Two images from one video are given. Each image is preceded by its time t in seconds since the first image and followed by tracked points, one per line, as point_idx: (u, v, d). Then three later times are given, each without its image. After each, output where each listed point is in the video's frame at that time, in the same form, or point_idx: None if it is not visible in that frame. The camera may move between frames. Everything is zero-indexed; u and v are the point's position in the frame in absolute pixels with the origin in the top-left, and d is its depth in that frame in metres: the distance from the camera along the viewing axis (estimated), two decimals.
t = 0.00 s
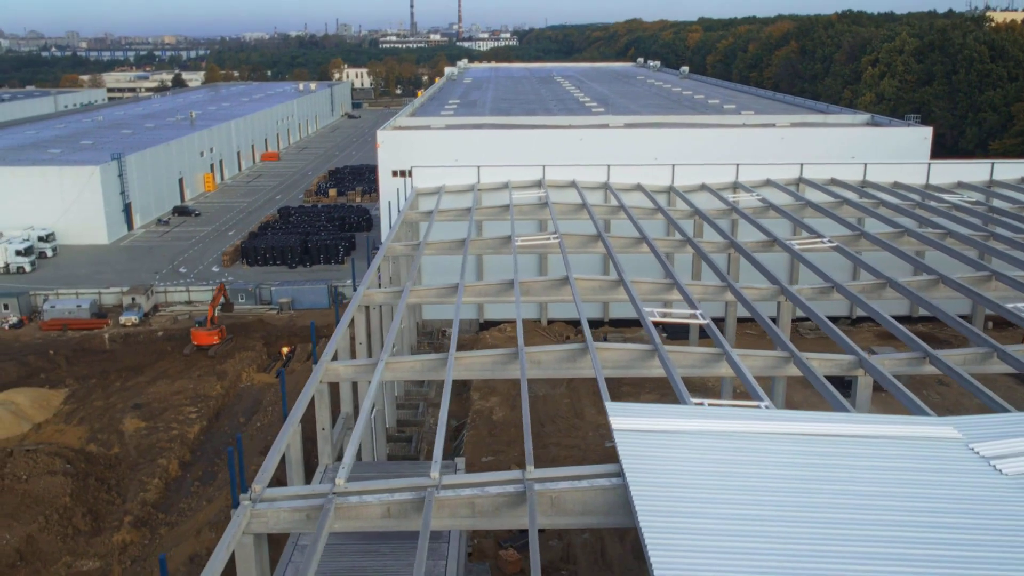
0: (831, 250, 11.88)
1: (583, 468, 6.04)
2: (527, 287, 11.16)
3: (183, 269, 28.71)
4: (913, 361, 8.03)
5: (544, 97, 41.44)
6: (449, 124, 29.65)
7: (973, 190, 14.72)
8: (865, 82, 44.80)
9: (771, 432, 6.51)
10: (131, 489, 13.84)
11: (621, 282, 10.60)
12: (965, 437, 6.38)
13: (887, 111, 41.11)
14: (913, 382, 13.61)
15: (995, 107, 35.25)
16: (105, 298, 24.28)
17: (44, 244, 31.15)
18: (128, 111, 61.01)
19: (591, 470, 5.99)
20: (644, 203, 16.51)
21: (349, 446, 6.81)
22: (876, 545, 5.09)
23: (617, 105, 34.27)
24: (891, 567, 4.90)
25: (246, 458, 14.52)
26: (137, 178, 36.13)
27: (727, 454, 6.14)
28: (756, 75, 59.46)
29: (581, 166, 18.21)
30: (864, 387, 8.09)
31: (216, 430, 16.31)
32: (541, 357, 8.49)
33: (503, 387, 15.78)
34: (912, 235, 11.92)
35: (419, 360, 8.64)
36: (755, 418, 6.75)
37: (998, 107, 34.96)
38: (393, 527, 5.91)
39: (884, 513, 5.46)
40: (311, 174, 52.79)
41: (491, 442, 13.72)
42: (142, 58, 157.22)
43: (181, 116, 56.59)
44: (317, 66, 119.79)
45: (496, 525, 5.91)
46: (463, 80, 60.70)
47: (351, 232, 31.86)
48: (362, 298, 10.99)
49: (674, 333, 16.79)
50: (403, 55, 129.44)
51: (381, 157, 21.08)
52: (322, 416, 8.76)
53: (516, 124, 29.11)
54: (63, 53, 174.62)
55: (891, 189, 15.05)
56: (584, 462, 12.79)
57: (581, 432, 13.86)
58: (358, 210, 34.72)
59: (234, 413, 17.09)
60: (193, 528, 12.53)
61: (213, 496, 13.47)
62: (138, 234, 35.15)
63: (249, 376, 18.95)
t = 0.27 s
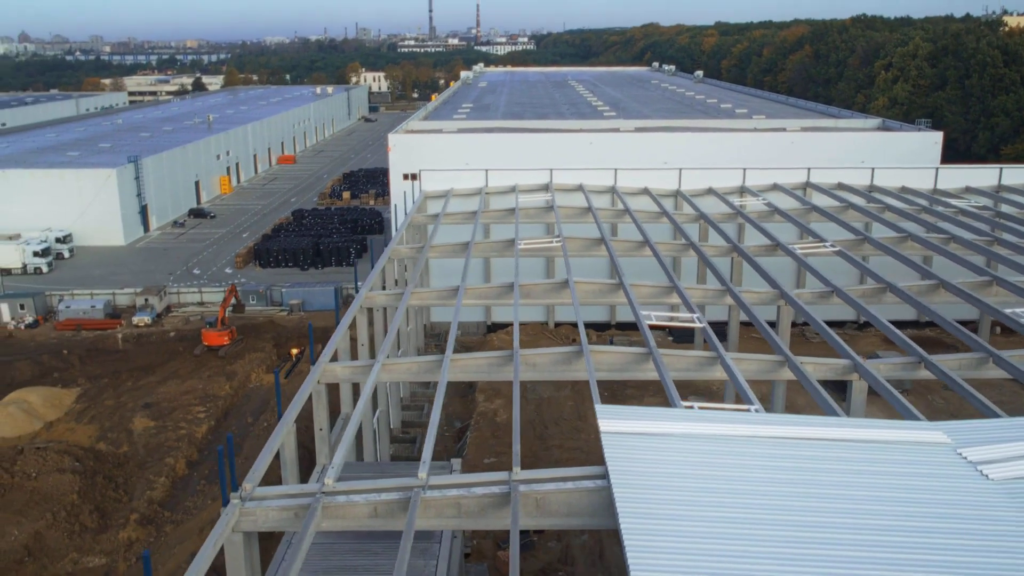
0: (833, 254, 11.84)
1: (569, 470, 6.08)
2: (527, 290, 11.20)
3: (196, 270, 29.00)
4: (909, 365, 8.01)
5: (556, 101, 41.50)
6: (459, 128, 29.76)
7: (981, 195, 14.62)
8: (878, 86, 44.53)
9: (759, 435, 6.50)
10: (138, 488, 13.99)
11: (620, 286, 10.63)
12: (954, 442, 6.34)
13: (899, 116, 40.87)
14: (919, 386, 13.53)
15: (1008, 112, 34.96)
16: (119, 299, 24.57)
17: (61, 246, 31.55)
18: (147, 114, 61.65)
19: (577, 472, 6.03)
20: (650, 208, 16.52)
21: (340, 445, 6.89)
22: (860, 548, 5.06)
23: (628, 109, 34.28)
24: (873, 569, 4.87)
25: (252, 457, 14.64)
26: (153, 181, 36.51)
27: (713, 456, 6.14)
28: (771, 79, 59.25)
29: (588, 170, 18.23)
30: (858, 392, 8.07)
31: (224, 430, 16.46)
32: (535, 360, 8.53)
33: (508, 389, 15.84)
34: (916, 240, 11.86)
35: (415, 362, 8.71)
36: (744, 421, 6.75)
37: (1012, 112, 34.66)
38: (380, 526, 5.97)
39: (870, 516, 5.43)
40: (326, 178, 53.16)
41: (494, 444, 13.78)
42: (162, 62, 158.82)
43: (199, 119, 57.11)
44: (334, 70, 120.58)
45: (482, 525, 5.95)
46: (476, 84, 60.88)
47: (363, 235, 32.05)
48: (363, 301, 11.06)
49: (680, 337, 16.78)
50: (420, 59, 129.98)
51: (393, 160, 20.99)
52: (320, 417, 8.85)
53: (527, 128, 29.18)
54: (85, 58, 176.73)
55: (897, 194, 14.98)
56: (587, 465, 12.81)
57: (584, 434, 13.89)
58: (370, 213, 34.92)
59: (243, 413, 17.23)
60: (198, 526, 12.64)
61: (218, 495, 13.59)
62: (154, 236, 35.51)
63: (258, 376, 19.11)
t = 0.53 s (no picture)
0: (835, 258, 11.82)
1: (557, 471, 6.12)
2: (526, 292, 11.23)
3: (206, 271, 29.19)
4: (904, 368, 8.00)
5: (566, 104, 41.51)
6: (468, 131, 29.82)
7: (986, 198, 14.54)
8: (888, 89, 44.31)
9: (749, 437, 6.49)
10: (143, 486, 14.10)
11: (618, 288, 10.64)
12: (945, 446, 6.31)
13: (909, 119, 40.64)
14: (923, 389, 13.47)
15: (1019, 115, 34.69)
16: (129, 299, 24.78)
17: (74, 246, 31.83)
18: (161, 117, 62.15)
19: (564, 473, 6.06)
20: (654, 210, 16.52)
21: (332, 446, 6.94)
22: (844, 551, 5.05)
23: (637, 112, 34.27)
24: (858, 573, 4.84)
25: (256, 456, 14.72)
26: (164, 183, 36.78)
27: (701, 458, 6.14)
28: (782, 82, 59.06)
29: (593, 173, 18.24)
30: (853, 395, 8.06)
31: (229, 429, 16.57)
32: (530, 361, 8.56)
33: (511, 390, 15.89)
34: (919, 243, 11.82)
35: (412, 363, 8.77)
36: (734, 423, 6.75)
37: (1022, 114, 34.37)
38: (369, 526, 6.03)
39: (859, 519, 5.39)
40: (337, 180, 53.39)
41: (495, 445, 13.82)
42: (178, 64, 160.08)
43: (212, 122, 57.47)
44: (347, 74, 121.17)
45: (469, 525, 5.99)
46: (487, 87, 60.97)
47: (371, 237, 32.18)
48: (364, 302, 11.12)
49: (684, 339, 16.77)
50: (433, 62, 130.40)
51: (400, 162, 21.10)
52: (317, 417, 8.91)
53: (535, 131, 29.22)
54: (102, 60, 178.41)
55: (902, 197, 14.93)
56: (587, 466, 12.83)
57: (586, 436, 13.91)
58: (379, 215, 35.05)
59: (248, 413, 17.34)
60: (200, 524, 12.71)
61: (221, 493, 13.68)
62: (165, 237, 35.78)
63: (264, 377, 19.22)
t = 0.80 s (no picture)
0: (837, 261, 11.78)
1: (544, 472, 6.14)
2: (526, 294, 11.27)
3: (218, 272, 29.40)
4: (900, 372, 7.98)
5: (577, 108, 41.55)
6: (477, 134, 29.91)
7: (994, 202, 14.43)
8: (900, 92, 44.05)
9: (739, 439, 6.48)
10: (148, 484, 14.22)
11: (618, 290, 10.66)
12: (936, 449, 6.27)
13: (921, 123, 40.39)
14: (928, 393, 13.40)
15: None
16: (140, 300, 25.01)
17: (88, 247, 32.14)
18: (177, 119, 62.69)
19: (552, 473, 6.08)
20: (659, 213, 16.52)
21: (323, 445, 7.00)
22: (827, 552, 5.02)
23: (647, 115, 34.28)
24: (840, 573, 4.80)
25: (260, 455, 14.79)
26: (178, 185, 37.09)
27: (689, 460, 6.14)
28: (794, 86, 58.87)
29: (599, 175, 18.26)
30: (849, 398, 8.04)
31: (236, 429, 16.67)
32: (526, 362, 8.59)
33: (516, 391, 15.92)
34: (921, 247, 11.76)
35: (408, 363, 8.82)
36: (724, 425, 6.75)
37: None
38: (357, 524, 6.07)
39: (845, 521, 5.35)
40: (350, 182, 53.64)
41: (498, 446, 13.86)
42: (196, 68, 161.61)
43: (227, 124, 57.92)
44: (362, 77, 121.82)
45: (457, 524, 6.02)
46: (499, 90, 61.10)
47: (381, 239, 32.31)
48: (365, 302, 11.19)
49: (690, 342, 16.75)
50: (447, 66, 130.89)
51: (410, 164, 21.22)
52: (314, 417, 8.96)
53: (544, 134, 29.27)
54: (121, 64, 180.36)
55: (909, 201, 14.85)
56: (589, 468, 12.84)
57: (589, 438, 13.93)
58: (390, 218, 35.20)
59: (255, 413, 17.44)
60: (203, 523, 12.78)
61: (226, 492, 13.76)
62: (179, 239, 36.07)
63: (272, 377, 19.34)
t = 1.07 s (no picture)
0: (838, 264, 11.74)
1: (527, 472, 6.18)
2: (524, 296, 11.30)
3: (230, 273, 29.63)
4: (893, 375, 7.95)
5: (590, 111, 41.53)
6: (488, 137, 29.98)
7: (1001, 206, 14.31)
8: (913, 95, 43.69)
9: (724, 441, 6.49)
10: (153, 482, 14.34)
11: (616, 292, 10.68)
12: (922, 453, 6.24)
13: (935, 127, 40.07)
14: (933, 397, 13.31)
15: None
16: (153, 300, 25.25)
17: (103, 248, 32.48)
18: (195, 122, 63.25)
19: (534, 474, 6.12)
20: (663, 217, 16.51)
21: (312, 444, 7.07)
22: (803, 554, 5.01)
23: (658, 118, 34.22)
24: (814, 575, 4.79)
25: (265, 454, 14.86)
26: (193, 187, 37.42)
27: (671, 462, 6.14)
28: (809, 89, 58.57)
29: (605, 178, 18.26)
30: (841, 402, 8.02)
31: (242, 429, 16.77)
32: (518, 363, 8.63)
33: (520, 392, 15.95)
34: (924, 251, 11.70)
35: (402, 363, 8.89)
36: (710, 428, 6.75)
37: None
38: (342, 522, 6.13)
39: (824, 524, 5.33)
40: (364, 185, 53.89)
41: (499, 447, 13.89)
42: (215, 71, 162.99)
43: (243, 127, 58.33)
44: (378, 80, 122.36)
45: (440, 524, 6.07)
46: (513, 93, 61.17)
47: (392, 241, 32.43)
48: (365, 304, 11.26)
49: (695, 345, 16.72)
50: (464, 69, 131.25)
51: (419, 166, 21.31)
52: (310, 417, 9.03)
53: (555, 137, 29.30)
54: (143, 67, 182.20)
55: (915, 205, 14.76)
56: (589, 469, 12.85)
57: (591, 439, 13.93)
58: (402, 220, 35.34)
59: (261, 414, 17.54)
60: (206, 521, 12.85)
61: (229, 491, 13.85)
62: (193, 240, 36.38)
63: (279, 377, 19.45)
